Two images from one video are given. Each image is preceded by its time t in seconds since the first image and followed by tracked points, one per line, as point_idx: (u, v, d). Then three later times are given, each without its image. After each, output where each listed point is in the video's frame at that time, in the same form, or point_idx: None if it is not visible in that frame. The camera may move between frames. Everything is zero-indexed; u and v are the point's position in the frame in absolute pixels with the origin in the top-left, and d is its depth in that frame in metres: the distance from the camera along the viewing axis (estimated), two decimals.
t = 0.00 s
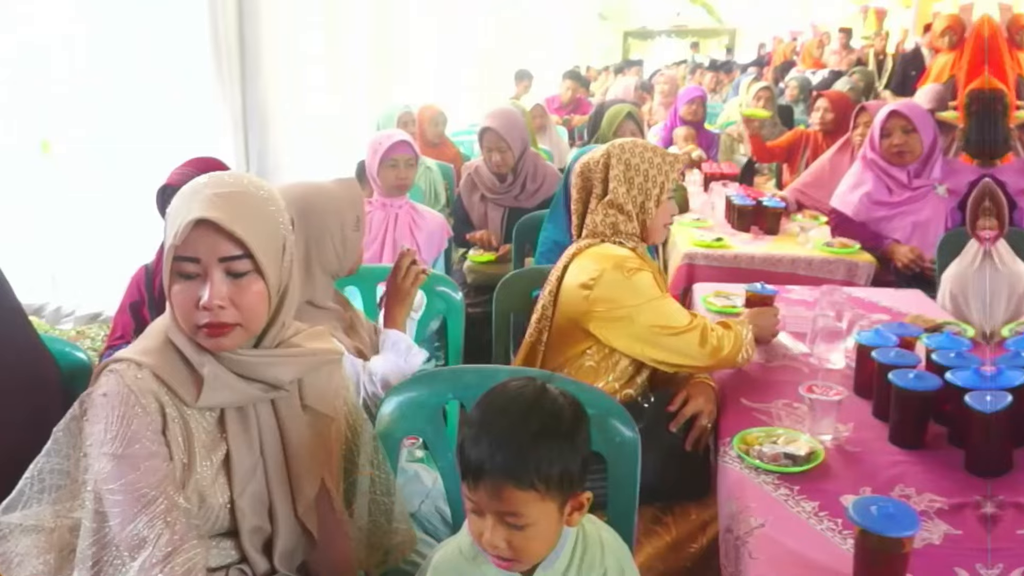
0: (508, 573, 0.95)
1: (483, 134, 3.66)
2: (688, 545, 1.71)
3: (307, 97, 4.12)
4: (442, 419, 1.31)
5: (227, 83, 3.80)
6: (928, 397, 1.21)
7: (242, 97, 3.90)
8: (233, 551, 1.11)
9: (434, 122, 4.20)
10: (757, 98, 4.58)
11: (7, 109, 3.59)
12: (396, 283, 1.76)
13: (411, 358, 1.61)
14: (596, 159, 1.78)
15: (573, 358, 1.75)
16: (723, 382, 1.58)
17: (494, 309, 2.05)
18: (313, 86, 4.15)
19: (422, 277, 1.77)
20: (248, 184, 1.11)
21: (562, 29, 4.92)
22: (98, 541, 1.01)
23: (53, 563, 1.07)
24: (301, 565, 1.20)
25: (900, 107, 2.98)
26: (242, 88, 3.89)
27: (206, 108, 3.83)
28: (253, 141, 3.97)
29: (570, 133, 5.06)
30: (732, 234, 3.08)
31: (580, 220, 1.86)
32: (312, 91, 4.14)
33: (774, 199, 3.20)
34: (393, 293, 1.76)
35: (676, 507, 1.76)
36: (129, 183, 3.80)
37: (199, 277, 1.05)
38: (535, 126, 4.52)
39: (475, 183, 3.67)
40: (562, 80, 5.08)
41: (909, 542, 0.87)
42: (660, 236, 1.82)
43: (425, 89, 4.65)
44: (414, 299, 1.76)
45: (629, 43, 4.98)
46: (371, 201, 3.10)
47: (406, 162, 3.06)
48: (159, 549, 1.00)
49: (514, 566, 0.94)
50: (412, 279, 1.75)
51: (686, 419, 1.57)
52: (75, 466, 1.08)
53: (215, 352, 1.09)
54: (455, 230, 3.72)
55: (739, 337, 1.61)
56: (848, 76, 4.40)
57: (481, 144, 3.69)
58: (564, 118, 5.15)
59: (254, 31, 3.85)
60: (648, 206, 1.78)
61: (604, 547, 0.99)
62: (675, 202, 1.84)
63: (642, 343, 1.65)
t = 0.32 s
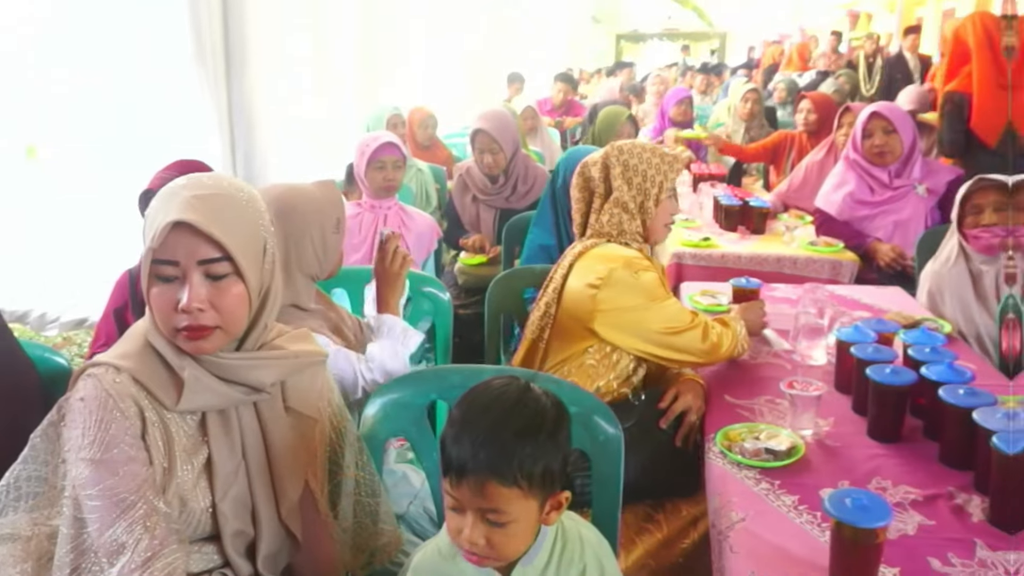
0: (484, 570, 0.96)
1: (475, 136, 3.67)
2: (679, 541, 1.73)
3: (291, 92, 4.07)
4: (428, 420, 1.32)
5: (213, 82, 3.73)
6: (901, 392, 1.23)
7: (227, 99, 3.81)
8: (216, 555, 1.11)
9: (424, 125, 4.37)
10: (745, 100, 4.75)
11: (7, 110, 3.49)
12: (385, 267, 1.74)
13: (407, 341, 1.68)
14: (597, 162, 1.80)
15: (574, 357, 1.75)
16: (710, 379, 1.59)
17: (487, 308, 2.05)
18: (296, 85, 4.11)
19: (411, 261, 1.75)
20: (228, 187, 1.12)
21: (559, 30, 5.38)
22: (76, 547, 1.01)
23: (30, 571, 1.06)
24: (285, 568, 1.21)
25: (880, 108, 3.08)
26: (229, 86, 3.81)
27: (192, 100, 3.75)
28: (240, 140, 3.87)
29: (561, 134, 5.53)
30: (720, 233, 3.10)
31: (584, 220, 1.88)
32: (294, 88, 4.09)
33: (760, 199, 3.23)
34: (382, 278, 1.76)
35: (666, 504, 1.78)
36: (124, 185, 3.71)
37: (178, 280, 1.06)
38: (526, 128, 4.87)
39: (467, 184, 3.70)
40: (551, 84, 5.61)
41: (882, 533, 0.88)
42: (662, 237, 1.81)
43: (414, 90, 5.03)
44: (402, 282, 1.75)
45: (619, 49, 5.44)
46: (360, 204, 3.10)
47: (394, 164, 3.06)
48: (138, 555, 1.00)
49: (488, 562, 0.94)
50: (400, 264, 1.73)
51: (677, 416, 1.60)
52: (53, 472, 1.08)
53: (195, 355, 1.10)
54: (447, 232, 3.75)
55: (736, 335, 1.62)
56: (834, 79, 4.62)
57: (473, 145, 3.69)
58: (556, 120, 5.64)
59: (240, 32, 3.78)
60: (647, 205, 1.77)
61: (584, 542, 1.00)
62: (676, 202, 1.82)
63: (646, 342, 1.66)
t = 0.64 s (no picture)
0: (472, 568, 0.96)
1: (466, 135, 3.69)
2: (661, 539, 1.74)
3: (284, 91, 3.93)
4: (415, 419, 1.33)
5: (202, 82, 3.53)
6: (881, 388, 1.24)
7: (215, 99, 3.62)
8: (200, 557, 1.11)
9: (415, 124, 4.57)
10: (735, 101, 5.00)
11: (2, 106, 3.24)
12: (363, 271, 1.78)
13: (386, 346, 1.68)
14: (575, 160, 1.79)
15: (551, 357, 1.75)
16: (696, 380, 1.59)
17: (473, 309, 2.06)
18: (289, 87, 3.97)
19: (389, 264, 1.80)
20: (208, 187, 1.13)
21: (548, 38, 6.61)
22: (56, 550, 1.00)
23: None
24: (272, 568, 1.22)
25: (866, 108, 3.09)
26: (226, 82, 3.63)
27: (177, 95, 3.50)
28: (226, 141, 3.68)
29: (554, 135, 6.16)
30: (709, 233, 3.12)
31: (560, 220, 1.89)
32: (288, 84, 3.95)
33: (747, 198, 3.25)
34: (361, 281, 1.78)
35: (650, 500, 1.78)
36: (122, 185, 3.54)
37: (158, 282, 1.06)
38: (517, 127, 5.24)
39: (458, 183, 3.70)
40: (543, 87, 6.83)
41: (860, 527, 0.88)
42: (639, 234, 1.83)
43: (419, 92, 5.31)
44: (381, 286, 1.78)
45: (612, 49, 6.40)
46: (349, 204, 3.10)
47: (382, 163, 3.06)
48: (119, 556, 1.00)
49: (477, 557, 0.94)
50: (379, 267, 1.78)
51: (660, 415, 1.62)
52: (32, 474, 1.08)
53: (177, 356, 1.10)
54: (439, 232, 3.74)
55: (713, 334, 1.61)
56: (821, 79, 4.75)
57: (464, 145, 3.71)
58: (549, 120, 6.72)
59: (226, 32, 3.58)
60: (627, 204, 1.78)
61: (569, 537, 1.01)
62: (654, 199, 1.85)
63: (619, 342, 1.67)
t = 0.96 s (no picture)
0: (458, 565, 0.96)
1: (459, 135, 3.71)
2: (649, 535, 1.75)
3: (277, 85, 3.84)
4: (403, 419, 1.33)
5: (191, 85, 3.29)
6: (863, 384, 1.25)
7: (204, 105, 3.38)
8: (185, 559, 1.12)
9: (411, 123, 4.61)
10: (728, 101, 5.07)
11: None
12: (352, 273, 1.76)
13: (376, 348, 1.66)
14: (542, 160, 1.77)
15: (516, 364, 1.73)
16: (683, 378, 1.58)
17: (458, 310, 2.08)
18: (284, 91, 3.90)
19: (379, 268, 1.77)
20: (189, 188, 1.13)
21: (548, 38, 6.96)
22: (37, 553, 1.00)
23: None
24: (259, 569, 1.22)
25: (854, 109, 3.13)
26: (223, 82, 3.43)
27: (171, 97, 3.21)
28: (215, 142, 3.44)
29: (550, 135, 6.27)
30: (700, 232, 3.13)
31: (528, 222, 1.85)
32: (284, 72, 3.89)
33: (738, 198, 3.26)
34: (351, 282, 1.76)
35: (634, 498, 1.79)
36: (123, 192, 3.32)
37: (139, 284, 1.06)
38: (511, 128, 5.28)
39: (451, 182, 3.71)
40: (536, 87, 7.03)
41: (840, 519, 0.87)
42: (610, 231, 1.81)
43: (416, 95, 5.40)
44: (371, 288, 1.76)
45: (608, 50, 6.99)
46: (341, 205, 3.10)
47: (372, 163, 3.06)
48: (101, 559, 1.00)
49: (461, 557, 0.92)
50: (369, 270, 1.75)
51: (644, 417, 1.64)
52: (14, 478, 1.08)
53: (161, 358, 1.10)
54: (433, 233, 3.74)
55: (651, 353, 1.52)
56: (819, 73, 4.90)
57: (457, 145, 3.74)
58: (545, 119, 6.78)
59: (216, 30, 3.37)
60: (598, 203, 1.75)
61: (556, 538, 0.99)
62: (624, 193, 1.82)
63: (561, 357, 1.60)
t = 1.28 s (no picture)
0: (434, 569, 0.95)
1: (443, 134, 3.71)
2: (631, 529, 1.74)
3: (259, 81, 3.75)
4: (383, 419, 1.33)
5: (168, 84, 3.21)
6: (839, 380, 1.27)
7: (182, 103, 3.29)
8: (163, 561, 1.12)
9: (397, 122, 4.61)
10: (711, 101, 5.13)
11: None
12: (336, 275, 1.74)
13: (358, 350, 1.65)
14: (503, 162, 1.77)
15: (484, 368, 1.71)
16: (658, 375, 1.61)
17: (437, 309, 2.07)
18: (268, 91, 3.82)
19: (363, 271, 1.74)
20: (175, 184, 1.13)
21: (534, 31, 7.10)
22: (7, 557, 1.00)
23: None
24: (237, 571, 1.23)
25: (834, 108, 3.15)
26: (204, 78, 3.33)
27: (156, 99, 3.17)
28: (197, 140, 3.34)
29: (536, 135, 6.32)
30: (683, 231, 3.15)
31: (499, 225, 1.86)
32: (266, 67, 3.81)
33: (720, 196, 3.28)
34: (334, 285, 1.74)
35: (615, 492, 1.79)
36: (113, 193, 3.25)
37: (141, 278, 1.06)
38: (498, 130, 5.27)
39: (436, 180, 3.71)
40: (524, 89, 7.11)
41: (812, 513, 0.88)
42: (577, 232, 1.76)
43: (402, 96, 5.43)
44: (355, 291, 1.74)
45: (594, 50, 7.05)
46: (324, 205, 3.09)
47: (355, 164, 3.05)
48: (74, 562, 1.00)
49: (439, 561, 0.93)
50: (352, 273, 1.72)
51: (618, 412, 1.67)
52: None
53: (139, 359, 1.10)
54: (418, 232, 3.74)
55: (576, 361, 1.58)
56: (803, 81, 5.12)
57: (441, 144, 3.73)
58: (530, 120, 7.00)
59: (195, 23, 3.26)
60: (557, 203, 1.72)
61: (533, 535, 1.00)
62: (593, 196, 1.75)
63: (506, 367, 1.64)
